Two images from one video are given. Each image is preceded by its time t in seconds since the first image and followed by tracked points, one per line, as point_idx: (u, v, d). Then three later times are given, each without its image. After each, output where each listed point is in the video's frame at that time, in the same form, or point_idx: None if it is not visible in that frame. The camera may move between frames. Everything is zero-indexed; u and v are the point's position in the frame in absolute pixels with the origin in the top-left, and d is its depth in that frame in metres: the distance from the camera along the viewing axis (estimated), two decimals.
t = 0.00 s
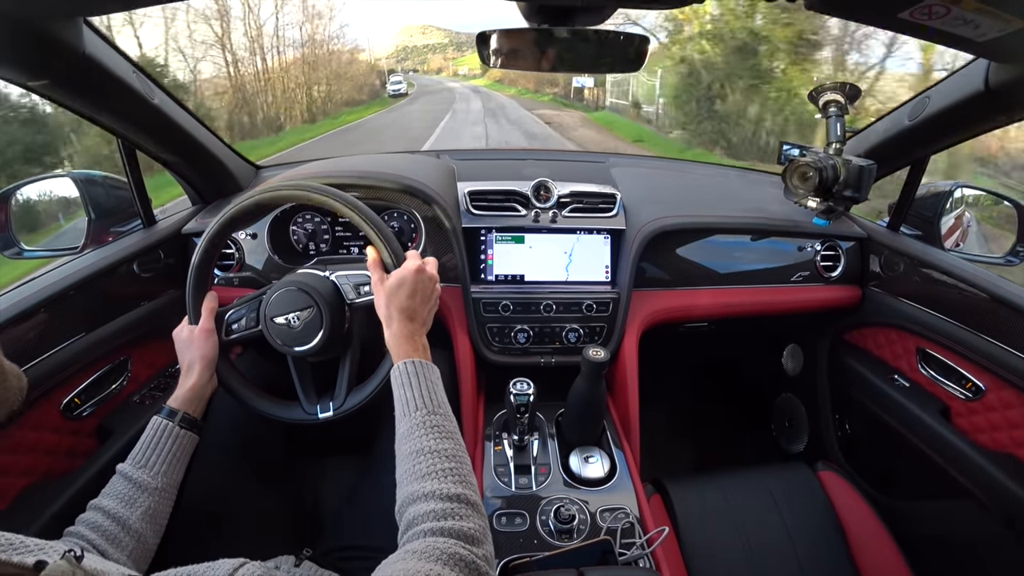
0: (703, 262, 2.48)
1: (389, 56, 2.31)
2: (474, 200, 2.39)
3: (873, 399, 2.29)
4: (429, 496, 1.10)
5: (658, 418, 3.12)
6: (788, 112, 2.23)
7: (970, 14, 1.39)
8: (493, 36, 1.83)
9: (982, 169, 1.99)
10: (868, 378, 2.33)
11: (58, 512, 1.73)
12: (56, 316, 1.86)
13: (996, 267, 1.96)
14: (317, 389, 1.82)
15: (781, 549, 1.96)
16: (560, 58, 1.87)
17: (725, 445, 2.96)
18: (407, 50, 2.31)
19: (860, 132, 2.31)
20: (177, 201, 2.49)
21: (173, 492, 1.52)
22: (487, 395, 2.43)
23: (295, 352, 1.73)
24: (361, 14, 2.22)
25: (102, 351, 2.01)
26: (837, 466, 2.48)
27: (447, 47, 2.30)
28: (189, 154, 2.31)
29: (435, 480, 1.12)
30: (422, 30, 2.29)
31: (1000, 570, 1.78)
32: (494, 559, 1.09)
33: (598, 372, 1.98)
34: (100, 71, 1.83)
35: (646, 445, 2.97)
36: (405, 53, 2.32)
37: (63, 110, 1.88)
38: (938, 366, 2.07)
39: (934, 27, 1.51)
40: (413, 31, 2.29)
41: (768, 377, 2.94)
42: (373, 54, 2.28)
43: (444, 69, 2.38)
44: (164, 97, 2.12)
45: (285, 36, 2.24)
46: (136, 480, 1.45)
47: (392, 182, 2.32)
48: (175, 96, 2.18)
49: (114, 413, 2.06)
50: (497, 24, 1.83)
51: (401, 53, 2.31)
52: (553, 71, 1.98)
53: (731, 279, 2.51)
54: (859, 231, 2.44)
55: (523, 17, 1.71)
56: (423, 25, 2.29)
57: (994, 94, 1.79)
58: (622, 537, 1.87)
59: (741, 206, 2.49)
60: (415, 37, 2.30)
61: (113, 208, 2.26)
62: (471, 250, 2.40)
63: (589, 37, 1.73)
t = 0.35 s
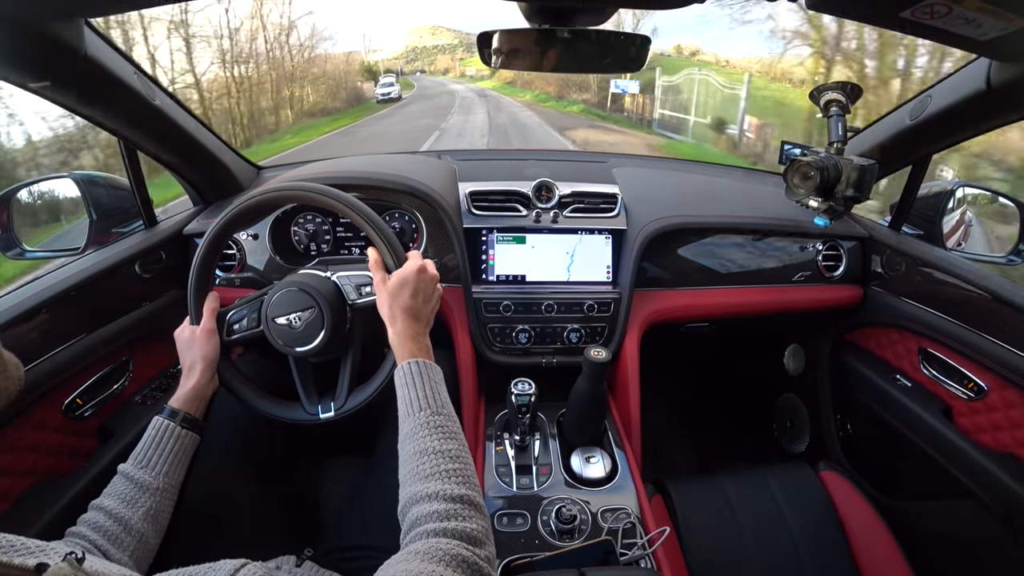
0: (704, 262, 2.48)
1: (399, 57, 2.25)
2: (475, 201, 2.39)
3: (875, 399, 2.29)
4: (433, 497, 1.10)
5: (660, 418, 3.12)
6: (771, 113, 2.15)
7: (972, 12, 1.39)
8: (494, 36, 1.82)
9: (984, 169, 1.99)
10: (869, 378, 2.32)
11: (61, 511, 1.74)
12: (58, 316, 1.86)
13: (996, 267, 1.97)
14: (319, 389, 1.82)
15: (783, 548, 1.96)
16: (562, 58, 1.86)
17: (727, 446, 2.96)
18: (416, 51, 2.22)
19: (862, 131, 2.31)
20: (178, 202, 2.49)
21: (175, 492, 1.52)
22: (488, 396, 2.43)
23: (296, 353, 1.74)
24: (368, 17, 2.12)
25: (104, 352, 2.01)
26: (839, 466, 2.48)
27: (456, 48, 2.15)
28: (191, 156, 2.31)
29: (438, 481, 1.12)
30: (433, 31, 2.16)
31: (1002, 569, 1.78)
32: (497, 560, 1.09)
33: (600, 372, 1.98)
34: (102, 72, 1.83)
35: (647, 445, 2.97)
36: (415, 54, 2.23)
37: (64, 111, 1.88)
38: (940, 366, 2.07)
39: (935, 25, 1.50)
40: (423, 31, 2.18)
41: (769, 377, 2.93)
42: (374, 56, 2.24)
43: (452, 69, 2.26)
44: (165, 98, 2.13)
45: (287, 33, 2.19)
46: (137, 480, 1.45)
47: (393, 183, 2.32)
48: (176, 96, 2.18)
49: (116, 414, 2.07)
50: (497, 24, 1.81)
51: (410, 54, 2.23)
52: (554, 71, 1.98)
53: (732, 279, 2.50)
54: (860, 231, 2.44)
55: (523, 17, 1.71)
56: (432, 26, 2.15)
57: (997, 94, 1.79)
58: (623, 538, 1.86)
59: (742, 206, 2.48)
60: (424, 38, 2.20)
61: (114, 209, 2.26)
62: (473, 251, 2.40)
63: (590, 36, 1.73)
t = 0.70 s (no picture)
0: (707, 259, 2.48)
1: (409, 56, 2.25)
2: (478, 197, 2.39)
3: (878, 396, 2.29)
4: (434, 495, 1.10)
5: (663, 414, 3.12)
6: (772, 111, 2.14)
7: (977, 8, 1.38)
8: (497, 33, 1.82)
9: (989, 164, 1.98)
10: (872, 375, 2.32)
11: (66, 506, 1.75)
12: (63, 312, 1.88)
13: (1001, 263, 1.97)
14: (322, 385, 1.83)
15: (784, 544, 1.96)
16: (565, 55, 1.86)
17: (730, 442, 2.96)
18: (429, 49, 2.24)
19: (866, 127, 2.30)
20: (181, 199, 2.50)
21: (180, 488, 1.53)
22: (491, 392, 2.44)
23: (299, 349, 1.74)
24: (384, 15, 2.15)
25: (108, 348, 2.02)
26: (841, 463, 2.48)
27: (468, 48, 2.16)
28: (194, 152, 2.31)
29: (440, 479, 1.13)
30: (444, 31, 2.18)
31: (1005, 566, 1.78)
32: (498, 557, 1.10)
33: (602, 369, 1.98)
34: (105, 70, 1.83)
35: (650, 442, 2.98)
36: (427, 53, 2.24)
37: (69, 108, 1.89)
38: (944, 363, 2.07)
39: (940, 21, 1.50)
40: (435, 31, 2.22)
41: (773, 374, 2.93)
42: (382, 54, 2.21)
43: (461, 69, 2.28)
44: (169, 96, 2.13)
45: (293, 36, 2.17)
46: (143, 476, 1.46)
47: (396, 180, 2.32)
48: (180, 94, 2.18)
49: (120, 410, 2.08)
50: (501, 21, 1.81)
51: (422, 53, 2.25)
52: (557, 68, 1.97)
53: (735, 276, 2.50)
54: (864, 228, 2.43)
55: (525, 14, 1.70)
56: (445, 25, 2.18)
57: (1002, 89, 1.78)
58: (625, 534, 1.87)
59: (746, 202, 2.48)
60: (437, 37, 2.23)
61: (118, 206, 2.27)
62: (476, 248, 2.40)
63: (592, 33, 1.73)
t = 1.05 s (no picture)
0: (706, 262, 2.48)
1: (417, 54, 2.27)
2: (477, 200, 2.39)
3: (877, 398, 2.29)
4: (431, 499, 1.10)
5: (662, 417, 3.12)
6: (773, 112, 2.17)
7: (974, 11, 1.39)
8: (494, 36, 1.82)
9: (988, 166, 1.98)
10: (871, 377, 2.32)
11: (64, 512, 1.74)
12: (61, 316, 1.87)
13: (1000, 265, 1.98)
14: (320, 389, 1.82)
15: (785, 547, 1.96)
16: (562, 58, 1.86)
17: (729, 445, 2.96)
18: (437, 48, 2.24)
19: (864, 130, 2.31)
20: (179, 202, 2.49)
21: (175, 490, 1.52)
22: (491, 395, 2.43)
23: (298, 352, 1.73)
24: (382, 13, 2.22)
25: (106, 352, 2.01)
26: (841, 465, 2.48)
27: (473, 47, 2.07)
28: (191, 156, 2.31)
29: (437, 484, 1.12)
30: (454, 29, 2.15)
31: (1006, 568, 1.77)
32: (495, 563, 1.09)
33: (601, 371, 1.98)
34: (104, 71, 1.83)
35: (650, 445, 2.97)
36: (435, 52, 2.25)
37: (67, 111, 1.89)
38: (942, 365, 2.07)
39: (937, 24, 1.50)
40: (444, 30, 2.21)
41: (771, 376, 2.93)
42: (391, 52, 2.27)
43: (466, 69, 2.25)
44: (167, 99, 2.13)
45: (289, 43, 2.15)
46: (138, 478, 1.45)
47: (395, 183, 2.32)
48: (179, 97, 2.19)
49: (118, 414, 2.07)
50: (497, 24, 1.82)
51: (430, 51, 2.26)
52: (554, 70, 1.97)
53: (734, 278, 2.51)
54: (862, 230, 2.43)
55: (524, 16, 1.71)
56: (454, 25, 2.15)
57: (998, 92, 1.79)
58: (625, 537, 1.86)
59: (744, 205, 2.48)
60: (445, 36, 2.21)
61: (116, 209, 2.26)
62: (474, 251, 2.40)
63: (590, 36, 1.73)
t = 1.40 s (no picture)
0: (700, 263, 2.49)
1: (419, 56, 2.33)
2: (471, 201, 2.39)
3: (870, 397, 2.30)
4: (427, 493, 1.10)
5: (656, 418, 3.13)
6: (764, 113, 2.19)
7: (964, 14, 1.41)
8: (487, 36, 1.83)
9: (978, 167, 2.00)
10: (864, 377, 2.34)
11: (57, 515, 1.73)
12: (54, 319, 1.86)
13: (991, 266, 1.98)
14: (316, 390, 1.82)
15: (779, 546, 1.97)
16: (552, 58, 1.87)
17: (723, 445, 2.97)
18: (439, 50, 2.29)
19: (856, 131, 2.33)
20: (172, 204, 2.48)
21: (172, 494, 1.51)
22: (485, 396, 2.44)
23: (293, 354, 1.73)
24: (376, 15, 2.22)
25: (99, 354, 2.00)
26: (834, 464, 2.49)
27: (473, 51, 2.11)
28: (184, 154, 2.29)
29: (434, 477, 1.12)
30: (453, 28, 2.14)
31: (997, 565, 1.79)
32: (491, 557, 1.09)
33: (596, 372, 1.99)
34: (97, 71, 1.83)
35: (644, 445, 2.98)
36: (438, 54, 2.30)
37: (59, 112, 1.88)
38: (933, 364, 2.08)
39: (928, 27, 1.52)
40: (447, 33, 2.23)
41: (765, 376, 2.95)
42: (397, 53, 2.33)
43: (468, 70, 2.31)
44: (160, 99, 2.12)
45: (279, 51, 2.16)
46: (133, 483, 1.44)
47: (389, 184, 2.32)
48: (172, 98, 2.18)
49: (111, 416, 2.06)
50: (488, 24, 1.84)
51: (433, 54, 2.31)
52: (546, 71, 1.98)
53: (728, 279, 2.52)
54: (855, 231, 2.45)
55: (518, 18, 1.72)
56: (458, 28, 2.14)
57: (988, 94, 1.81)
58: (621, 537, 1.87)
59: (737, 206, 2.50)
60: (448, 39, 2.23)
61: (108, 211, 2.25)
62: (469, 252, 2.40)
63: (584, 38, 1.75)
